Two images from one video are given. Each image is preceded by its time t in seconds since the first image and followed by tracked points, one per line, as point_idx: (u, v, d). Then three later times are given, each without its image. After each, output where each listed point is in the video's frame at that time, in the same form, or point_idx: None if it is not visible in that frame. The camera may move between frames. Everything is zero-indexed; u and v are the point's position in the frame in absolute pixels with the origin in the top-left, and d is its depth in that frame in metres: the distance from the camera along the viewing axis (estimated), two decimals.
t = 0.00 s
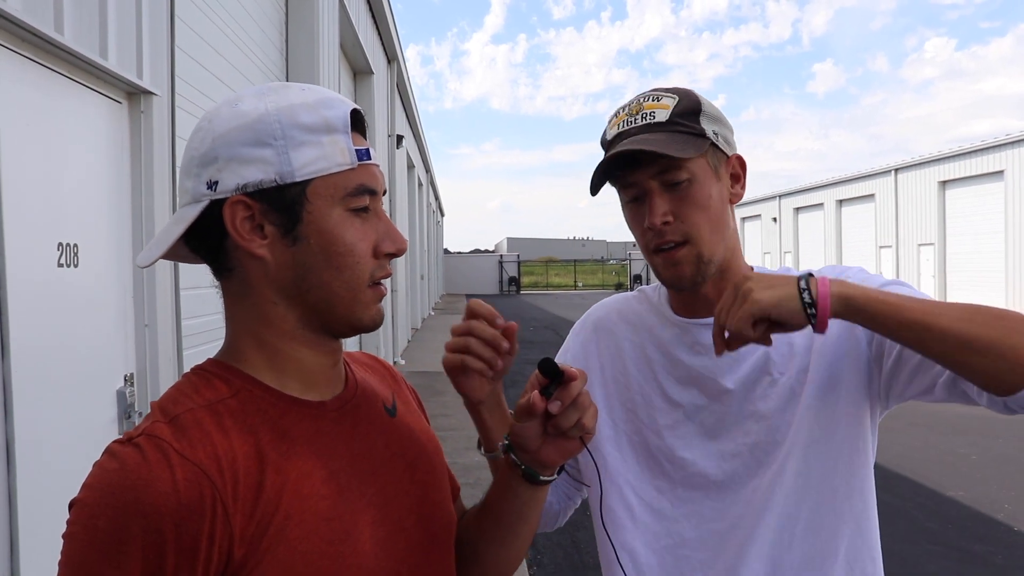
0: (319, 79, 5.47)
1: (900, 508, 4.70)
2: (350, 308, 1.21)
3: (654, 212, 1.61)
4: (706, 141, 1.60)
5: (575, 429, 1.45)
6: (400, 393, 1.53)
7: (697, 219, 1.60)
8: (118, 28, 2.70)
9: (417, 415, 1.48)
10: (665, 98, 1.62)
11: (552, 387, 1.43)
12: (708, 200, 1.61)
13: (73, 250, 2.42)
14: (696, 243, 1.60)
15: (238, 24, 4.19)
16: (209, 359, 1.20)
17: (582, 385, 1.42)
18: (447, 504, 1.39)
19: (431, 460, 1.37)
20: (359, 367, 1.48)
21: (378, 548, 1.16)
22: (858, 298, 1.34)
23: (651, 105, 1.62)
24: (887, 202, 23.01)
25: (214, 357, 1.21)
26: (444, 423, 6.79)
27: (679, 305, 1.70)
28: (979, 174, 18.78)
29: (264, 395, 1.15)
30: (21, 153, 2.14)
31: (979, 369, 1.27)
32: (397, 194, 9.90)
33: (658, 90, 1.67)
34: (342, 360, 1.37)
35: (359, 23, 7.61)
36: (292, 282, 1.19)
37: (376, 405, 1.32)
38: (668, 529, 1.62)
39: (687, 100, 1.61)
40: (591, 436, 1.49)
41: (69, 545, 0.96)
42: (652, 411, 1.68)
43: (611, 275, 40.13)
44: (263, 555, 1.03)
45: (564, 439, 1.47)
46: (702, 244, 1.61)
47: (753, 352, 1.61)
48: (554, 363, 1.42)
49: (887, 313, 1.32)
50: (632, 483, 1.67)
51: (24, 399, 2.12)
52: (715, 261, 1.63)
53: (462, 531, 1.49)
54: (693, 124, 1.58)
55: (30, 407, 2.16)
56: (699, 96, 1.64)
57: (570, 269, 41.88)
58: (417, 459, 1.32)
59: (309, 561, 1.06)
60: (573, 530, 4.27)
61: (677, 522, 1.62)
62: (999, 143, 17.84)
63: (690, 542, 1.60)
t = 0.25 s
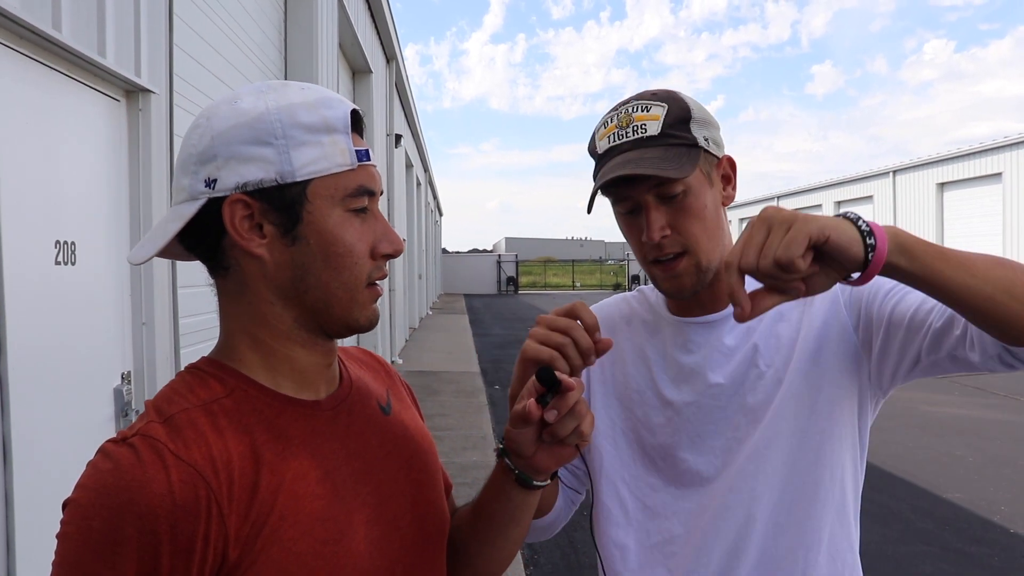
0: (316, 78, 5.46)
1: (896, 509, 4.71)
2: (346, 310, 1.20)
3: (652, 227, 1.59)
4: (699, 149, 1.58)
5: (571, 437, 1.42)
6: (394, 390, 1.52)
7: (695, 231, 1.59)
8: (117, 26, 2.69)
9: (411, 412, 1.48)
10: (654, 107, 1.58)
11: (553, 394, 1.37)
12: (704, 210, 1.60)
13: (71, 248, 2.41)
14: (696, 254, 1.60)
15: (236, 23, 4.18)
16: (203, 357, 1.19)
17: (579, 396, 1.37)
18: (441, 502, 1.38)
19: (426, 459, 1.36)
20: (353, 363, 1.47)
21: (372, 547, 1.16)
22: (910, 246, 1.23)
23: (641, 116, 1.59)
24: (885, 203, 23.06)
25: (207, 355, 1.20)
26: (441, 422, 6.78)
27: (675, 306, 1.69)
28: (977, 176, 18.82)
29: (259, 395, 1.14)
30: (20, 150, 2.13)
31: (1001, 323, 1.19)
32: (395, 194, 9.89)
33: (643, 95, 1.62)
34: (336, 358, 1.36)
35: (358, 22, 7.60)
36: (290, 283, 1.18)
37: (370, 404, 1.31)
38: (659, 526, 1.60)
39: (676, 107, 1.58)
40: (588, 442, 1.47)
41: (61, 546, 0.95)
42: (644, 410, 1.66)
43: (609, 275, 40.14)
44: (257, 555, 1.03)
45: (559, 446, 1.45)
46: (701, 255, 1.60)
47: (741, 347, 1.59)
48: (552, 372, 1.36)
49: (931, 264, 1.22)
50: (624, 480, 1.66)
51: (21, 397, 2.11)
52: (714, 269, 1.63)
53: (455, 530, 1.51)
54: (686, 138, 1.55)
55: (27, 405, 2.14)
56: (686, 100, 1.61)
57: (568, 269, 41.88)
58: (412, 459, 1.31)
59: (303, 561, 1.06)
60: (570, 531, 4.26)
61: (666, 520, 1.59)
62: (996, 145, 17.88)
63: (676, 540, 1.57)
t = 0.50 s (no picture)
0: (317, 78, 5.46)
1: (896, 510, 4.70)
2: (350, 312, 1.19)
3: (651, 227, 1.58)
4: (697, 148, 1.57)
5: (569, 442, 1.39)
6: (391, 390, 1.52)
7: (694, 230, 1.58)
8: (117, 25, 2.69)
9: (408, 411, 1.47)
10: (652, 105, 1.58)
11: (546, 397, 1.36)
12: (702, 208, 1.59)
13: (70, 247, 2.41)
14: (694, 253, 1.59)
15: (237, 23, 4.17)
16: (197, 358, 1.19)
17: (574, 401, 1.37)
18: (436, 501, 1.38)
19: (422, 459, 1.36)
20: (349, 361, 1.47)
21: (366, 547, 1.16)
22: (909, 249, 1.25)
23: (640, 116, 1.58)
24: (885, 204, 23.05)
25: (202, 356, 1.19)
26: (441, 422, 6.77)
27: (671, 304, 1.68)
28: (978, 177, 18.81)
29: (254, 396, 1.14)
30: (19, 149, 2.13)
31: (1006, 329, 1.18)
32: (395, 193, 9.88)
33: (639, 93, 1.61)
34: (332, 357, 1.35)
35: (359, 21, 7.59)
36: (294, 285, 1.17)
37: (366, 404, 1.30)
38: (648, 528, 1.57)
39: (674, 105, 1.57)
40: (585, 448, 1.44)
41: (55, 547, 0.95)
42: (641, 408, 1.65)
43: (609, 276, 40.14)
44: (250, 556, 1.02)
45: (555, 450, 1.43)
46: (700, 254, 1.59)
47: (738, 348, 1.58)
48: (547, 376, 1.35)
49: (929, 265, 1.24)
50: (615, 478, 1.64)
51: (19, 396, 2.11)
52: (713, 268, 1.62)
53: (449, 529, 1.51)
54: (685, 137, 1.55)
55: (26, 404, 2.14)
56: (683, 97, 1.60)
57: (568, 269, 41.87)
58: (408, 459, 1.31)
59: (297, 562, 1.05)
60: (569, 531, 4.26)
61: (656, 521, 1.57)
62: (997, 146, 17.87)
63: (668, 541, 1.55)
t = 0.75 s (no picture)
0: (316, 78, 5.45)
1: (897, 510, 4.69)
2: (351, 312, 1.19)
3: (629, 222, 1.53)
4: (679, 143, 1.54)
5: (570, 445, 1.37)
6: (391, 389, 1.51)
7: (674, 227, 1.53)
8: (116, 25, 2.68)
9: (408, 411, 1.47)
10: (632, 100, 1.55)
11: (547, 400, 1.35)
12: (683, 205, 1.55)
13: (70, 247, 2.41)
14: (673, 251, 1.54)
15: (237, 22, 4.16)
16: (197, 359, 1.18)
17: (576, 405, 1.35)
18: (436, 501, 1.38)
19: (422, 459, 1.36)
20: (349, 361, 1.47)
21: (366, 548, 1.16)
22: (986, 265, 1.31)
23: (620, 110, 1.55)
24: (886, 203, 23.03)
25: (202, 357, 1.19)
26: (441, 422, 6.77)
27: (657, 303, 1.63)
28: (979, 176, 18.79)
29: (254, 397, 1.14)
30: (19, 149, 2.13)
31: None
32: (396, 193, 9.88)
33: (619, 90, 1.59)
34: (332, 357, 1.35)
35: (359, 21, 7.59)
36: (296, 286, 1.17)
37: (366, 404, 1.30)
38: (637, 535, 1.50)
39: (655, 100, 1.54)
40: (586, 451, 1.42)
41: (55, 549, 0.94)
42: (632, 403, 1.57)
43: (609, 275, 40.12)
44: (250, 558, 1.02)
45: (556, 454, 1.41)
46: (679, 252, 1.54)
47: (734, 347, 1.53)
48: (550, 380, 1.35)
49: None
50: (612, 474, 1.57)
51: (20, 396, 2.11)
52: (692, 267, 1.57)
53: (449, 528, 1.51)
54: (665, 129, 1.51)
55: (26, 404, 2.14)
56: (665, 93, 1.57)
57: (569, 269, 41.87)
58: (408, 460, 1.31)
59: (297, 563, 1.05)
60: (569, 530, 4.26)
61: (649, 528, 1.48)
62: (998, 145, 17.85)
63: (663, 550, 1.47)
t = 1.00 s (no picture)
0: (316, 78, 5.45)
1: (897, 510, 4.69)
2: (348, 315, 1.19)
3: (645, 214, 1.58)
4: (698, 140, 1.56)
5: (569, 449, 1.36)
6: (390, 390, 1.51)
7: (690, 221, 1.57)
8: (114, 24, 2.68)
9: (406, 413, 1.46)
10: (657, 97, 1.59)
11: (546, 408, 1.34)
12: (701, 200, 1.57)
13: (69, 247, 2.40)
14: (690, 244, 1.57)
15: (236, 22, 4.16)
16: (194, 360, 1.18)
17: (575, 409, 1.35)
18: (434, 503, 1.38)
19: (420, 461, 1.35)
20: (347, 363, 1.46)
21: (363, 552, 1.15)
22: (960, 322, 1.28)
23: (644, 106, 1.59)
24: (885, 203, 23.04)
25: (199, 359, 1.18)
26: (440, 422, 6.77)
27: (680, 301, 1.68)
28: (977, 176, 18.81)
29: (252, 400, 1.13)
30: (18, 149, 2.12)
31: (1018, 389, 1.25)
32: (395, 193, 9.87)
33: (651, 89, 1.64)
34: (330, 358, 1.34)
35: (358, 21, 7.58)
36: (293, 288, 1.16)
37: (364, 406, 1.29)
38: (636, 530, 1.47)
39: (679, 97, 1.57)
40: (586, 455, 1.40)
41: (50, 553, 0.94)
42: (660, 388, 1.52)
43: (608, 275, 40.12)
44: (246, 562, 1.02)
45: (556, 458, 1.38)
46: (696, 245, 1.57)
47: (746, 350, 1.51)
48: (549, 384, 1.34)
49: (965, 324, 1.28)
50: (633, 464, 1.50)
51: (18, 397, 2.10)
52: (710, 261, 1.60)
53: (448, 531, 1.51)
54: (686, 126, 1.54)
55: (24, 405, 2.13)
56: (692, 92, 1.60)
57: (568, 269, 41.88)
58: (405, 461, 1.30)
59: (293, 568, 1.05)
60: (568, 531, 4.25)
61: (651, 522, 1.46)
62: (996, 145, 17.87)
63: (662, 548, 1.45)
